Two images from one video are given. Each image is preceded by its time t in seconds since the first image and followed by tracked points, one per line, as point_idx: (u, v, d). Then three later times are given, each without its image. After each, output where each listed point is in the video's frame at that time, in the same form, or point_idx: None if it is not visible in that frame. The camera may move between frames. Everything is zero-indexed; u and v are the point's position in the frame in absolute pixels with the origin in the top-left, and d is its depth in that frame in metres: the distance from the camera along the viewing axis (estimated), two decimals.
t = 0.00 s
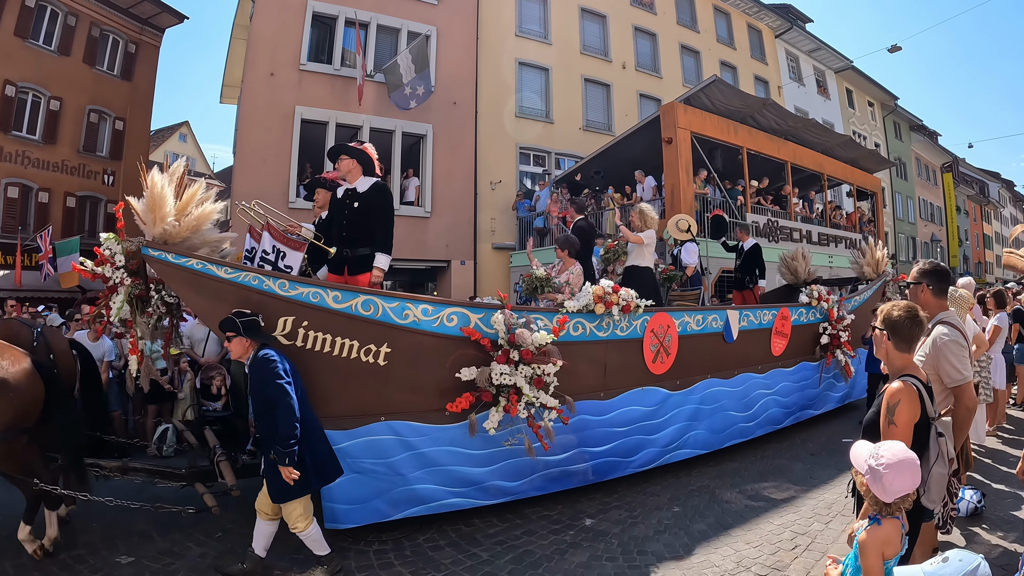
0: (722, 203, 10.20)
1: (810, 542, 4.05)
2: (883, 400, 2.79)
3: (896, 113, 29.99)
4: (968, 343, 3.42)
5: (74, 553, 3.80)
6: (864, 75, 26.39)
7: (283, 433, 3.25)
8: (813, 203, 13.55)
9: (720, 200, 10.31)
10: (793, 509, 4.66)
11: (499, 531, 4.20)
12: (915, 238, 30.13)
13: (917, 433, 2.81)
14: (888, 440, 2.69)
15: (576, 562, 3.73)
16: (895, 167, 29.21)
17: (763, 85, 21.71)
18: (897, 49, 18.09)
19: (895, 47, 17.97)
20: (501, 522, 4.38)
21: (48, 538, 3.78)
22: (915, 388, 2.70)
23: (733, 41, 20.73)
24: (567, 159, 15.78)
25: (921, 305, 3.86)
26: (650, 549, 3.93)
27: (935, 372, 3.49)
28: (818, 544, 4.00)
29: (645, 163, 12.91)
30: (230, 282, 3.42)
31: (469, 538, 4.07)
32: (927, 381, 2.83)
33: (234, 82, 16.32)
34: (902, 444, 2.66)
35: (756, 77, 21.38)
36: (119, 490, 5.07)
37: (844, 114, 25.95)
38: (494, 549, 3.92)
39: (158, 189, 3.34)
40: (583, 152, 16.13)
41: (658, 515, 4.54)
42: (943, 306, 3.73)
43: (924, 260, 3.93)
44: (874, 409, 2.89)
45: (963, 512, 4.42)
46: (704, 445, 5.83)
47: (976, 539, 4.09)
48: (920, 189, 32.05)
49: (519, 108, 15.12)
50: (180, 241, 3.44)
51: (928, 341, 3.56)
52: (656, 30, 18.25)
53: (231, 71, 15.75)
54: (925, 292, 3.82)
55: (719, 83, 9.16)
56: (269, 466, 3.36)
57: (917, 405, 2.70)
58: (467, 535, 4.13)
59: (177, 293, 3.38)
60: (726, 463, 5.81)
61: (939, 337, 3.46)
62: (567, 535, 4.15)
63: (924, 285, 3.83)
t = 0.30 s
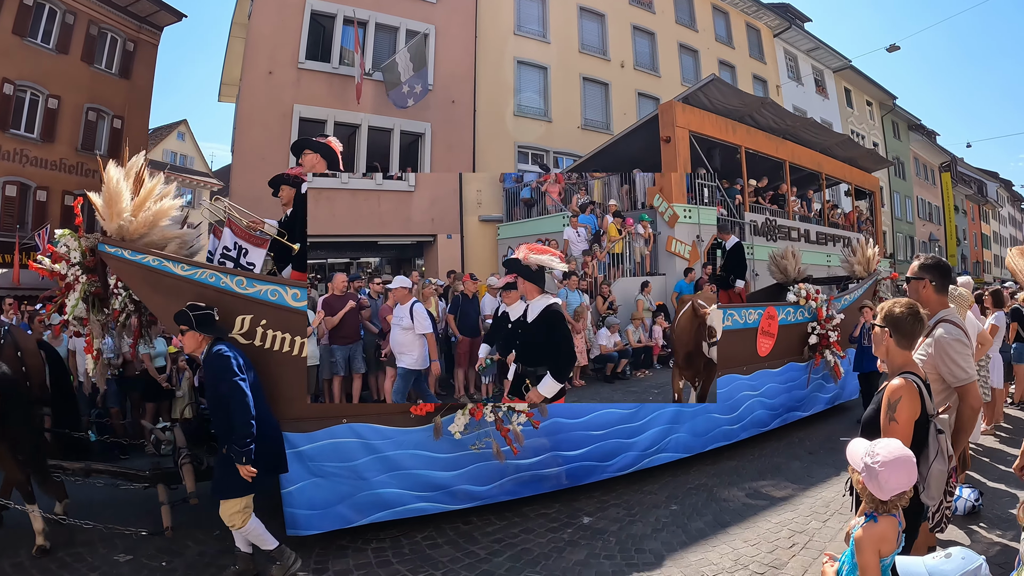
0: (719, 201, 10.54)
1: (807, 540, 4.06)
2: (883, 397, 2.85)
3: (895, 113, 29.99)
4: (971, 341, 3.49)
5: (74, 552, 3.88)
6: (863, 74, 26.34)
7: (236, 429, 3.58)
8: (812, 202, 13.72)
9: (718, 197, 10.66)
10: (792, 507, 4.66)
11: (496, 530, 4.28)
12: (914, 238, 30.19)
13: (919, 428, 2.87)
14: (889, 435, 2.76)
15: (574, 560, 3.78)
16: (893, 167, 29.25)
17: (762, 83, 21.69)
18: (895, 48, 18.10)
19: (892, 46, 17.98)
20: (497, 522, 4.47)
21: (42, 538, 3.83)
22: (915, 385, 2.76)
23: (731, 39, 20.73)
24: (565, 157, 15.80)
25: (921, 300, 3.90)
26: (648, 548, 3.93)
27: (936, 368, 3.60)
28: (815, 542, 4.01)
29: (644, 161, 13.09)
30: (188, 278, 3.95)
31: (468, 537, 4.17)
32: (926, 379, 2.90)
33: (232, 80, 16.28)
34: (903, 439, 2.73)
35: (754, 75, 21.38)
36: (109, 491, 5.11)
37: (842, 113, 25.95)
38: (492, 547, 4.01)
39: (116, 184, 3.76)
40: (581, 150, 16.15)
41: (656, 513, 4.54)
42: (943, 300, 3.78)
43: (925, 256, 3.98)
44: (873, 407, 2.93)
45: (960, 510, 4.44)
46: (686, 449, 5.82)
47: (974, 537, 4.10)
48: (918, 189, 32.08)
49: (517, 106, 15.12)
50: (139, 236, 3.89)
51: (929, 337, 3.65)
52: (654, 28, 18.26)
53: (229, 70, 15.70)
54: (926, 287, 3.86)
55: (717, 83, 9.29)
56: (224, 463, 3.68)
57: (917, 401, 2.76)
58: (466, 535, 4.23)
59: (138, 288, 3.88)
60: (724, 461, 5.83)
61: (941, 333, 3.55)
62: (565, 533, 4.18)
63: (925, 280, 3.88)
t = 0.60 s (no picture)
0: (716, 170, 11.69)
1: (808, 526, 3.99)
2: (892, 378, 2.43)
3: (885, 79, 29.76)
4: (987, 326, 3.16)
5: (47, 556, 3.81)
6: (854, 39, 26.08)
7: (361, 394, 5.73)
8: (806, 171, 14.72)
9: (715, 166, 11.77)
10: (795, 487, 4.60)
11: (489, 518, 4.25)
12: (906, 204, 30.23)
13: (930, 416, 2.45)
14: (898, 424, 2.33)
15: (571, 547, 3.77)
16: (886, 132, 29.09)
17: (750, 49, 21.48)
18: (888, 13, 17.84)
19: (886, 8, 17.63)
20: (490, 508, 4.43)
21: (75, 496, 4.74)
22: (926, 364, 2.35)
23: (720, 5, 20.41)
24: (554, 127, 15.60)
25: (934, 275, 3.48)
26: (647, 534, 3.91)
27: (952, 348, 3.22)
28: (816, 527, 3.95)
29: (641, 125, 14.09)
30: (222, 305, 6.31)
31: (464, 525, 4.12)
32: (943, 358, 2.48)
33: (211, 59, 16.01)
34: (911, 428, 2.31)
35: (743, 41, 21.14)
36: (97, 486, 5.02)
37: (833, 78, 25.78)
38: (484, 536, 3.95)
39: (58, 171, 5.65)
40: (570, 120, 15.89)
41: (656, 495, 4.52)
42: (962, 275, 3.38)
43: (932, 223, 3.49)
44: (882, 390, 2.61)
45: (969, 487, 4.45)
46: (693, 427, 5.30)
47: (989, 516, 4.05)
48: (911, 154, 31.92)
49: (503, 76, 14.84)
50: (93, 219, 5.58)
51: (943, 314, 3.31)
52: None
53: (208, 47, 15.40)
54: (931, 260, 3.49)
55: (707, 47, 10.39)
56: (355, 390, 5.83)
57: (930, 383, 2.35)
58: (457, 523, 4.16)
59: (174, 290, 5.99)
60: (723, 437, 5.80)
61: (956, 312, 3.23)
62: (560, 519, 4.16)
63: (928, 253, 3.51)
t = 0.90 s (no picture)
0: (716, 169, 11.67)
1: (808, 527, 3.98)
2: (891, 378, 2.44)
3: (886, 78, 29.76)
4: (988, 327, 3.15)
5: (47, 555, 3.82)
6: (854, 39, 26.05)
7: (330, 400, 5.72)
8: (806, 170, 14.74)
9: (715, 166, 11.77)
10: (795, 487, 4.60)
11: (488, 517, 4.25)
12: (907, 204, 30.24)
13: (929, 416, 2.47)
14: (896, 424, 2.34)
15: (570, 548, 3.76)
16: (886, 132, 29.10)
17: (751, 49, 21.48)
18: (889, 12, 17.78)
19: (886, 8, 17.60)
20: (489, 506, 4.41)
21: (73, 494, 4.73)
22: (926, 364, 2.35)
23: (721, 5, 20.39)
24: (555, 127, 15.59)
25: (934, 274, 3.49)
26: (646, 534, 3.92)
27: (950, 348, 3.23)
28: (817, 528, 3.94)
29: (642, 125, 14.12)
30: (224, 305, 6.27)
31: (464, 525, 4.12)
32: (944, 360, 2.49)
33: (212, 58, 16.04)
34: (911, 428, 2.31)
35: (744, 41, 21.14)
36: (98, 484, 5.02)
37: (834, 78, 25.78)
38: (482, 536, 3.94)
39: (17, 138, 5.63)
40: (569, 119, 15.87)
41: (655, 494, 4.52)
42: (962, 273, 3.37)
43: (932, 221, 3.48)
44: (883, 389, 2.61)
45: (968, 486, 4.47)
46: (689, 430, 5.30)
47: (989, 516, 4.05)
48: (912, 154, 31.94)
49: (504, 75, 14.83)
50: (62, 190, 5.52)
51: (944, 314, 3.30)
52: None
53: (208, 46, 15.41)
54: (932, 259, 3.48)
55: (706, 46, 10.45)
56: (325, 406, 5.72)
57: (930, 383, 2.35)
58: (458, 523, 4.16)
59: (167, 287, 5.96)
60: (723, 436, 5.80)
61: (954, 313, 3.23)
62: (560, 519, 4.16)
63: (929, 253, 3.50)
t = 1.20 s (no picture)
0: (715, 169, 11.66)
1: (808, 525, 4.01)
2: (888, 378, 2.44)
3: (887, 78, 29.76)
4: (985, 328, 3.27)
5: (47, 554, 3.82)
6: (855, 39, 26.06)
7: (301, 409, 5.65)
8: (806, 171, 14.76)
9: (714, 165, 11.75)
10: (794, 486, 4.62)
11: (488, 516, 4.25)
12: (907, 205, 30.23)
13: (927, 416, 2.47)
14: (892, 424, 2.34)
15: (569, 547, 3.76)
16: (886, 132, 29.12)
17: (752, 49, 21.49)
18: (890, 12, 17.78)
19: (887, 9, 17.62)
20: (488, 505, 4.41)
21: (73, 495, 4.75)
22: (923, 364, 2.35)
23: (721, 5, 20.38)
24: (555, 127, 15.60)
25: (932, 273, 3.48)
26: (646, 533, 3.92)
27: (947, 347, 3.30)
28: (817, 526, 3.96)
29: (641, 125, 14.11)
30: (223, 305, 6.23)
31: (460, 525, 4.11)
32: (942, 359, 2.48)
33: (213, 58, 16.05)
34: (907, 427, 2.31)
35: (745, 41, 21.14)
36: (98, 483, 5.03)
37: (834, 79, 25.78)
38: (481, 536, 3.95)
39: None
40: (570, 118, 15.86)
41: (655, 494, 4.53)
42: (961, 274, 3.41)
43: (930, 222, 3.48)
44: (881, 389, 2.61)
45: (966, 486, 4.48)
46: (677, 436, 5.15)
47: (988, 516, 4.05)
48: (912, 154, 31.95)
49: (504, 75, 14.83)
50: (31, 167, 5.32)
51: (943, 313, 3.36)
52: None
53: (209, 46, 15.42)
54: (933, 259, 3.45)
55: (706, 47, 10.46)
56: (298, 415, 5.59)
57: (927, 383, 2.35)
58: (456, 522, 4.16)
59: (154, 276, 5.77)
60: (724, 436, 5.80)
61: (955, 312, 3.29)
62: (559, 518, 4.16)
63: (930, 252, 3.46)
